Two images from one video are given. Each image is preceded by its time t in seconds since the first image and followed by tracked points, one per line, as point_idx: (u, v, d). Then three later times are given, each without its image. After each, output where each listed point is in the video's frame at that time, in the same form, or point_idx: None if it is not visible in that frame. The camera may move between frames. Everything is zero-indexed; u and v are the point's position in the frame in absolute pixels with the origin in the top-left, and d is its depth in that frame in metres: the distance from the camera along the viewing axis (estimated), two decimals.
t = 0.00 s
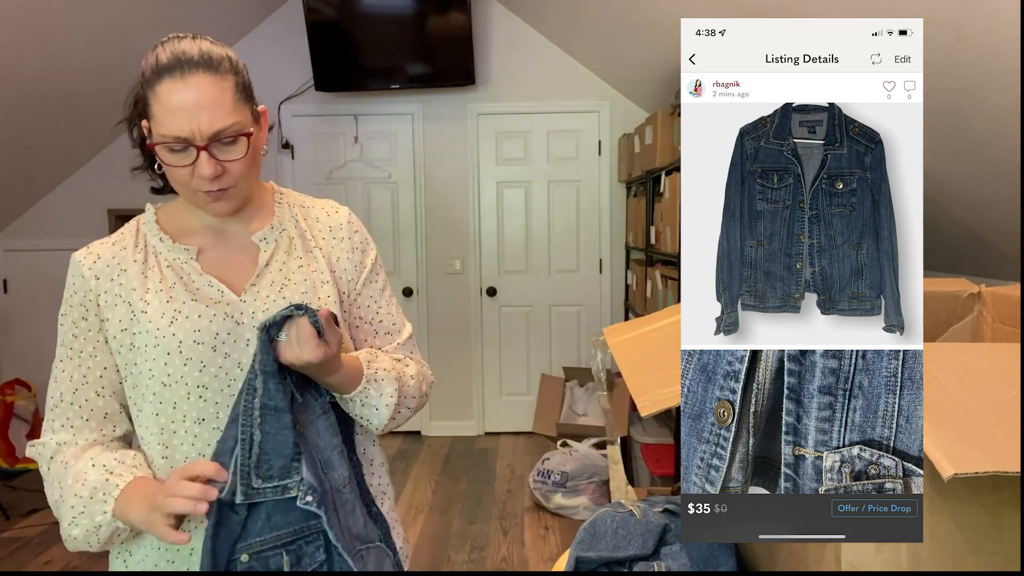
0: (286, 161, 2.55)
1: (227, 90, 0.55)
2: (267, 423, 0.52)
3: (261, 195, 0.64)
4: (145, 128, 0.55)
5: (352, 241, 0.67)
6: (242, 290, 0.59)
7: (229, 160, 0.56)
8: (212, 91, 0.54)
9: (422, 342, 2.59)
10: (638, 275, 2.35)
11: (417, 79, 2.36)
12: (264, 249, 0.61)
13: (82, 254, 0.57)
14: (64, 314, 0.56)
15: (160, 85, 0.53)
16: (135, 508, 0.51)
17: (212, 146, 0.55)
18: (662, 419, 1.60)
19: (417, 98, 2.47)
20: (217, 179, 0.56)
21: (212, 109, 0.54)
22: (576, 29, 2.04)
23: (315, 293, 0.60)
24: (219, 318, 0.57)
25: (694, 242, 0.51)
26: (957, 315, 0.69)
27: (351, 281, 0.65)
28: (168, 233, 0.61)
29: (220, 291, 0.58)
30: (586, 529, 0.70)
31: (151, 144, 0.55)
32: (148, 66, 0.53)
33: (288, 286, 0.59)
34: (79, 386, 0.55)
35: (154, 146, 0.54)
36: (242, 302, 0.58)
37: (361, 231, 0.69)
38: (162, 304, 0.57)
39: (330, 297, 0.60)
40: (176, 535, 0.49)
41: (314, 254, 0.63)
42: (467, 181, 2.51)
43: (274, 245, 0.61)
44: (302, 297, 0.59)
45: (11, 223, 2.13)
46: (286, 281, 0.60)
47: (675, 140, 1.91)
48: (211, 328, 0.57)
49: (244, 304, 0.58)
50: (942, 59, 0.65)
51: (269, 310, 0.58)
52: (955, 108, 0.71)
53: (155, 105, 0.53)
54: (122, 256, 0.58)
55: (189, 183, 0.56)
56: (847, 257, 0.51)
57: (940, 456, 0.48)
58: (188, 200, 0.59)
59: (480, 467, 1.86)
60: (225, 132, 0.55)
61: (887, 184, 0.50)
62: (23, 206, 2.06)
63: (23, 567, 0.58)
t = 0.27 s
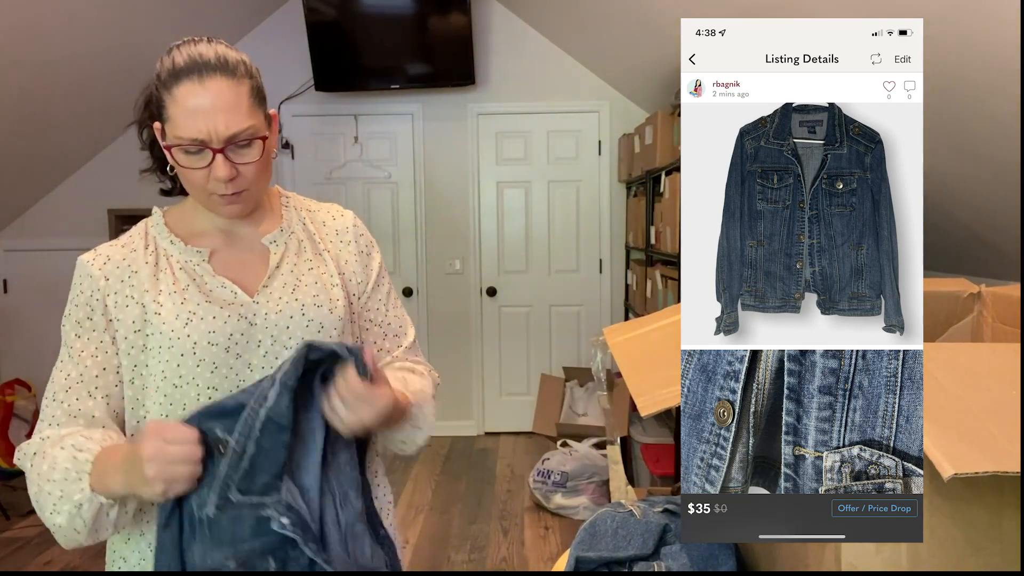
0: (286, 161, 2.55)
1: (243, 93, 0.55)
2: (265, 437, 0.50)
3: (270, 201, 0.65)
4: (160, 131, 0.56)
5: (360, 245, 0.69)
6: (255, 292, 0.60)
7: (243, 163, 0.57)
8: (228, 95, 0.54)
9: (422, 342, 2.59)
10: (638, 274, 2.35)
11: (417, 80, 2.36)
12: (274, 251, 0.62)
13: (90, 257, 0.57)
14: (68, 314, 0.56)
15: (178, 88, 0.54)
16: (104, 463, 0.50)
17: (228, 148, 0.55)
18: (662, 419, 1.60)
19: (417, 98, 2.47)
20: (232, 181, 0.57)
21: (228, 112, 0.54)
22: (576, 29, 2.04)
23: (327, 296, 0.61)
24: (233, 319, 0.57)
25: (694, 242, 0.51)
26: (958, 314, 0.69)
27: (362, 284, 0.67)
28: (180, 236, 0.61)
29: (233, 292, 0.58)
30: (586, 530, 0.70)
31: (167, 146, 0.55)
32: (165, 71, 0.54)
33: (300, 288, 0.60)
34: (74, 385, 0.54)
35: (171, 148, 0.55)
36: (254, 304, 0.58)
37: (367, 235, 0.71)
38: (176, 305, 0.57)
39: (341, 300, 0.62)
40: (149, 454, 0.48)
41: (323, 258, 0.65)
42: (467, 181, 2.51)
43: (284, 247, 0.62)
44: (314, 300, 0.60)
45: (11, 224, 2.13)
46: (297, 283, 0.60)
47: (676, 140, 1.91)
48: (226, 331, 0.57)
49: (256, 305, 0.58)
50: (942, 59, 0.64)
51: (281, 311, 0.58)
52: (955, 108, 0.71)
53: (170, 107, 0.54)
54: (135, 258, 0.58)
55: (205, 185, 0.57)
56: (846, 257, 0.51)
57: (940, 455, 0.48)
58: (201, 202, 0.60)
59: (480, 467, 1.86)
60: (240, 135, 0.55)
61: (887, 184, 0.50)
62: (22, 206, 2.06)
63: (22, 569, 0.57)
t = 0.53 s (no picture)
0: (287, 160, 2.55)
1: (259, 94, 0.55)
2: (176, 403, 0.49)
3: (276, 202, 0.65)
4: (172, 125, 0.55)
5: (362, 248, 0.71)
6: (254, 293, 0.60)
7: (253, 163, 0.57)
8: (244, 97, 0.54)
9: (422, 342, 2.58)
10: (638, 274, 2.35)
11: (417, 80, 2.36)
12: (278, 254, 0.63)
13: (94, 248, 0.57)
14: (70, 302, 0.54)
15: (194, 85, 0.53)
16: (88, 387, 0.48)
17: (239, 149, 0.56)
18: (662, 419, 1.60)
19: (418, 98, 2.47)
20: (239, 181, 0.58)
21: (243, 114, 0.54)
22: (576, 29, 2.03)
23: (327, 301, 0.63)
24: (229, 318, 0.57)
25: (694, 241, 0.51)
26: (958, 314, 0.69)
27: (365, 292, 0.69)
28: (184, 233, 0.62)
29: (233, 292, 0.59)
30: (587, 530, 0.70)
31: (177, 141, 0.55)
32: (183, 66, 0.54)
33: (300, 292, 0.62)
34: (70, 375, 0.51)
35: (181, 144, 0.55)
36: (253, 306, 0.59)
37: (371, 240, 0.73)
38: (174, 301, 0.57)
39: (341, 305, 0.64)
40: (132, 363, 0.47)
41: (326, 262, 0.66)
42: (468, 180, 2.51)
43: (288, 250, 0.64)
44: (314, 305, 0.62)
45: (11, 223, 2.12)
46: (297, 287, 0.62)
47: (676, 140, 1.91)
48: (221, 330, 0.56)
49: (255, 307, 0.59)
50: (944, 60, 0.64)
51: (280, 314, 0.60)
52: (955, 107, 0.71)
53: (185, 103, 0.54)
54: (137, 251, 0.59)
55: (213, 182, 0.57)
56: (847, 257, 0.51)
57: (941, 454, 0.48)
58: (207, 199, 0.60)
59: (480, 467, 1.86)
60: (252, 136, 0.56)
61: (887, 184, 0.50)
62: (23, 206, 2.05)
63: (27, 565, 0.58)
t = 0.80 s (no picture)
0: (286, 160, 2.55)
1: (271, 93, 0.56)
2: (149, 353, 0.47)
3: (283, 203, 0.65)
4: (185, 120, 0.56)
5: (367, 257, 0.68)
6: (252, 295, 0.60)
7: (262, 160, 0.57)
8: (257, 94, 0.55)
9: (422, 341, 2.58)
10: (638, 274, 2.35)
11: (417, 80, 2.36)
12: (280, 257, 0.62)
13: (102, 240, 0.58)
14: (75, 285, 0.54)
15: (208, 80, 0.54)
16: (80, 334, 0.46)
17: (248, 145, 0.55)
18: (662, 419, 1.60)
19: (417, 98, 2.47)
20: (247, 177, 0.57)
21: (256, 110, 0.55)
22: (576, 29, 2.03)
23: (326, 307, 0.62)
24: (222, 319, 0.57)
25: (694, 241, 0.51)
26: (958, 314, 0.69)
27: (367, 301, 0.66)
28: (191, 230, 0.61)
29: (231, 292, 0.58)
30: (587, 529, 0.70)
31: (189, 135, 0.55)
32: (200, 62, 0.54)
33: (298, 296, 0.61)
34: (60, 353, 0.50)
35: (192, 138, 0.55)
36: (251, 309, 0.58)
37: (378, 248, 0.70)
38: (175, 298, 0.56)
39: (340, 312, 0.62)
40: (108, 308, 0.44)
41: (328, 268, 0.65)
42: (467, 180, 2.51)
43: (290, 253, 0.62)
44: (312, 310, 0.61)
45: (11, 224, 2.12)
46: (297, 291, 0.61)
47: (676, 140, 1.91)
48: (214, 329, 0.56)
49: (253, 310, 0.58)
50: (944, 60, 0.64)
51: (275, 318, 0.59)
52: (954, 108, 0.71)
53: (199, 98, 0.54)
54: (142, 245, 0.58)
55: (220, 176, 0.56)
56: (846, 257, 0.51)
57: (941, 454, 0.48)
58: (215, 195, 0.59)
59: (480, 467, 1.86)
60: (263, 132, 0.55)
61: (887, 184, 0.50)
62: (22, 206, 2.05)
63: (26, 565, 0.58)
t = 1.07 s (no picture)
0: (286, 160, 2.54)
1: (276, 88, 0.56)
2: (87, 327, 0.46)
3: (285, 202, 0.65)
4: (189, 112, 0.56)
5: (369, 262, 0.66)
6: (246, 296, 0.60)
7: (264, 155, 0.56)
8: (261, 89, 0.55)
9: (421, 342, 2.58)
10: (638, 274, 2.35)
11: (417, 79, 2.35)
12: (277, 258, 0.62)
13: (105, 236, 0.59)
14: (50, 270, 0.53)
15: (213, 71, 0.54)
16: (44, 303, 0.46)
17: (250, 138, 0.55)
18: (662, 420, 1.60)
19: (417, 98, 2.47)
20: (247, 171, 0.57)
21: (258, 104, 0.55)
22: (576, 29, 2.03)
23: (320, 309, 0.61)
24: (216, 318, 0.58)
25: (694, 241, 0.51)
26: (959, 313, 0.69)
27: (360, 303, 0.64)
28: (191, 228, 0.62)
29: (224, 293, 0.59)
30: (587, 529, 0.71)
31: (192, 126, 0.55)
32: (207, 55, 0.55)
33: (293, 297, 0.61)
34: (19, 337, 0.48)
35: (195, 129, 0.55)
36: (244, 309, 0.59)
37: (379, 252, 0.68)
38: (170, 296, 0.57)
39: (334, 316, 0.62)
40: (63, 264, 0.44)
41: (326, 269, 0.64)
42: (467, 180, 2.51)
43: (287, 255, 0.63)
44: (305, 311, 0.61)
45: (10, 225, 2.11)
46: (292, 292, 0.61)
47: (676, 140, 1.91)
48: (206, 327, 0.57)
49: (247, 310, 0.59)
50: (944, 61, 0.64)
51: (269, 317, 0.60)
52: (954, 108, 0.71)
53: (203, 90, 0.54)
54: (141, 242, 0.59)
55: (220, 169, 0.56)
56: (846, 257, 0.51)
57: (940, 453, 0.48)
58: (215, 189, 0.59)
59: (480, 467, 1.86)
60: (265, 126, 0.55)
61: (887, 184, 0.50)
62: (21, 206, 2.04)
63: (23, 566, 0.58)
